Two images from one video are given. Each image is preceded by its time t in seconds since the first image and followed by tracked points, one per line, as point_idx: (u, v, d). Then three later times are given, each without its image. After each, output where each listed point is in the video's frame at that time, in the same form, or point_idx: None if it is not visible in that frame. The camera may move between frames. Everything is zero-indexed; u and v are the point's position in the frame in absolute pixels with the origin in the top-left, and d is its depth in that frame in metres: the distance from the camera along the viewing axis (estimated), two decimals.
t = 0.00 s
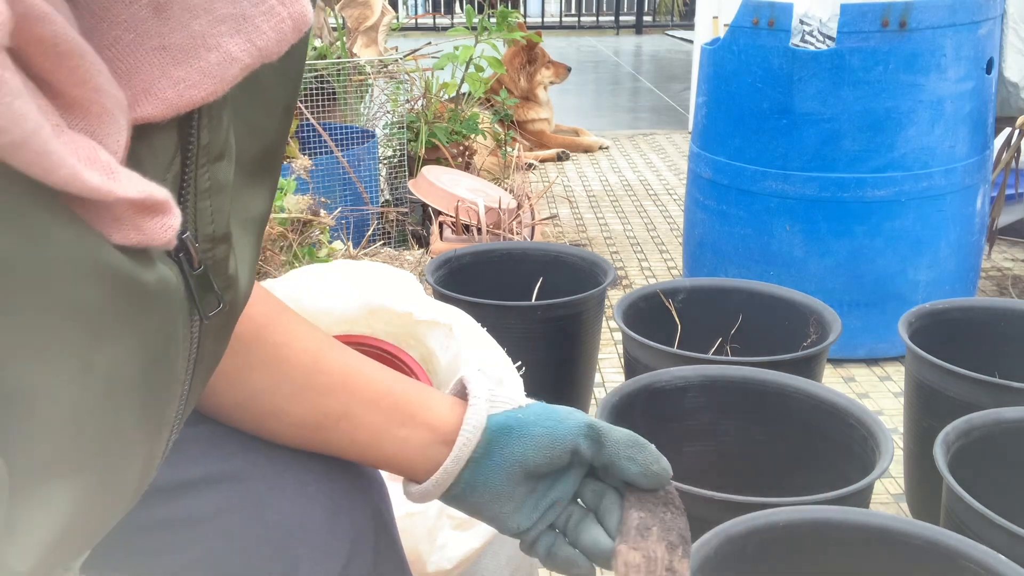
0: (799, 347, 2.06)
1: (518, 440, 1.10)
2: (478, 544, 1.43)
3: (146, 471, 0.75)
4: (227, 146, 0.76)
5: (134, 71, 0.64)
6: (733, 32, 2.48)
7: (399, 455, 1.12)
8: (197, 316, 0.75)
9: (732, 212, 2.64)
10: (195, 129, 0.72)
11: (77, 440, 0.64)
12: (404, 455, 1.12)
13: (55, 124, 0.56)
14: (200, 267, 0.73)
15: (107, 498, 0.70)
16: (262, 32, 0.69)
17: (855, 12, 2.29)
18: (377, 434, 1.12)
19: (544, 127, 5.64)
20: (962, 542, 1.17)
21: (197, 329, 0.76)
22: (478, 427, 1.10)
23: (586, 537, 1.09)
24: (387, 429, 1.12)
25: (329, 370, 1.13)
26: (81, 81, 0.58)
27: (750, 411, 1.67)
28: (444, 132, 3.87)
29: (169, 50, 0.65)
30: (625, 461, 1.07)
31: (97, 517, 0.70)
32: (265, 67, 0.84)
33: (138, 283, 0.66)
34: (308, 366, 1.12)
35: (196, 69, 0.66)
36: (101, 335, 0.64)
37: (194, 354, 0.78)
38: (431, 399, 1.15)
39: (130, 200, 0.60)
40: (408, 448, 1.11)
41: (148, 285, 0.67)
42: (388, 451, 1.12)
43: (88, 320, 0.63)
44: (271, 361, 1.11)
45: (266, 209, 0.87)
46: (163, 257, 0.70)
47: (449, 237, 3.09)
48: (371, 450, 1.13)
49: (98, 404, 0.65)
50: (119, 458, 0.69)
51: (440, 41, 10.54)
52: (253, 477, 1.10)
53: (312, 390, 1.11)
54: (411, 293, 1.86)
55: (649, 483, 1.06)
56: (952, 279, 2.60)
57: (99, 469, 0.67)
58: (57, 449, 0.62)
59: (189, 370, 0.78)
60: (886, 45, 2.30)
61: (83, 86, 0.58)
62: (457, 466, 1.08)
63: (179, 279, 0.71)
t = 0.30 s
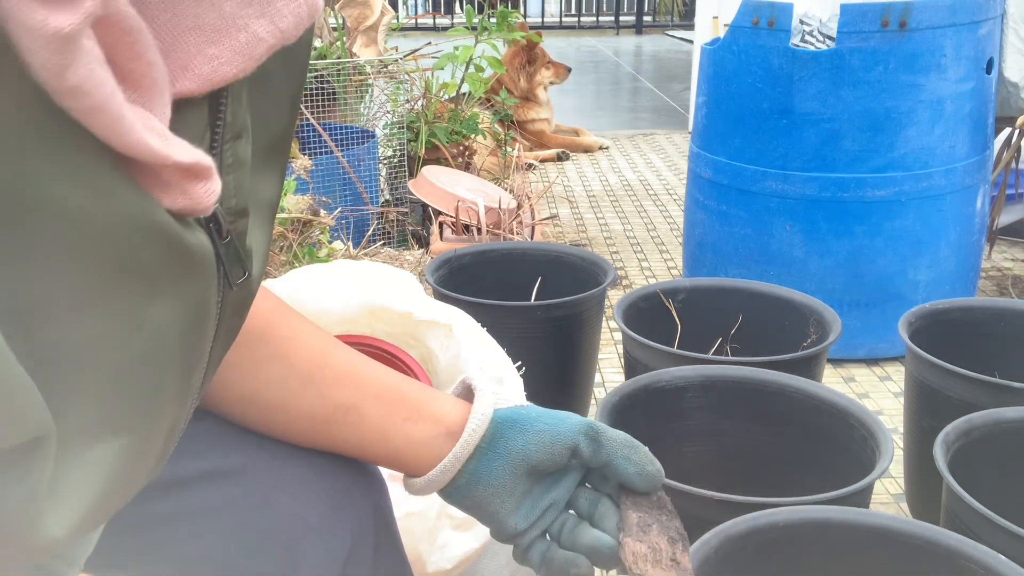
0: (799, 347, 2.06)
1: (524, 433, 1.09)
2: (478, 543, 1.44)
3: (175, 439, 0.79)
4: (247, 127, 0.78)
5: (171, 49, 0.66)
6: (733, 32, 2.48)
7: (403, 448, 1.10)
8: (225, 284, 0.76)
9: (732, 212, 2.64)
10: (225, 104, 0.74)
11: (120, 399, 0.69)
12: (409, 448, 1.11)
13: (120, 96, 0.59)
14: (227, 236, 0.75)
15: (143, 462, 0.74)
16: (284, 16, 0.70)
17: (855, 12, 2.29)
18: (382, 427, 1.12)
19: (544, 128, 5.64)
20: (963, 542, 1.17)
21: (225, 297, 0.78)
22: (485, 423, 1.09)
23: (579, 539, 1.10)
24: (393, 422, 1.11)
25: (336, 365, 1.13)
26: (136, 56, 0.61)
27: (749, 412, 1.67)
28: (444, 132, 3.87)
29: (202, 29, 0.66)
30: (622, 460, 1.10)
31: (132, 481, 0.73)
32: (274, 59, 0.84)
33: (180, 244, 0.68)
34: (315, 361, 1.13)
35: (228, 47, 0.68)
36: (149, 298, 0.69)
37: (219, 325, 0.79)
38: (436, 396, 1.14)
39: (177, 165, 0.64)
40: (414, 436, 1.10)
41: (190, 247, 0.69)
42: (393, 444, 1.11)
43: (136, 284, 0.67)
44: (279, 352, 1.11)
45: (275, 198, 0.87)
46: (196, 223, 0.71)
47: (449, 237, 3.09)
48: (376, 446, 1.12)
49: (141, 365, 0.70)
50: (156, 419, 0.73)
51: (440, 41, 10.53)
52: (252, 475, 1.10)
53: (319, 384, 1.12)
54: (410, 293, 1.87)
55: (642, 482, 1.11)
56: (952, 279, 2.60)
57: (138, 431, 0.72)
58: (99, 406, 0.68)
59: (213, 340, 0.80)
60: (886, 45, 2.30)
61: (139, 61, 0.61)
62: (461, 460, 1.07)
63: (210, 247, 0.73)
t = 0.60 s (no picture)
0: (799, 347, 2.06)
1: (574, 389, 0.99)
2: (478, 543, 1.43)
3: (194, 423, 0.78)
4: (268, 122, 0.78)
5: (201, 44, 0.67)
6: (733, 32, 2.48)
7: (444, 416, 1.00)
8: (247, 271, 0.76)
9: (732, 212, 2.64)
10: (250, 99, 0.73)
11: (145, 378, 0.69)
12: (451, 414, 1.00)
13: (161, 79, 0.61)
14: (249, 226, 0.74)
15: (166, 443, 0.73)
16: (306, 16, 0.71)
17: (855, 12, 2.29)
18: (422, 397, 1.02)
19: (544, 128, 5.64)
20: (962, 542, 1.17)
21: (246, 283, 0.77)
22: (530, 380, 0.98)
23: (621, 495, 1.02)
24: (437, 389, 1.02)
25: (377, 340, 1.05)
26: (174, 44, 0.62)
27: (749, 411, 1.67)
28: (444, 132, 3.87)
29: (230, 27, 0.67)
30: (661, 412, 1.04)
31: (154, 462, 0.73)
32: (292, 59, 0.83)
33: (211, 226, 0.68)
34: (354, 335, 1.05)
35: (254, 44, 0.69)
36: (177, 279, 0.68)
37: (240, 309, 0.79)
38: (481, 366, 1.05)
39: (208, 147, 0.65)
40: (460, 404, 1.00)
41: (219, 230, 0.69)
42: (435, 412, 1.01)
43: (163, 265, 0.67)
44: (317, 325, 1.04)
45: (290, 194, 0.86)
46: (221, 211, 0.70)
47: (449, 237, 3.09)
48: (418, 418, 1.02)
49: (167, 346, 0.69)
50: (181, 403, 0.72)
51: (440, 41, 10.52)
52: (252, 476, 1.12)
53: (359, 355, 1.04)
54: (410, 293, 1.86)
55: (679, 432, 1.05)
56: (952, 279, 2.60)
57: (163, 413, 0.71)
58: (127, 383, 0.68)
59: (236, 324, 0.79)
60: (886, 45, 2.30)
61: (176, 49, 0.62)
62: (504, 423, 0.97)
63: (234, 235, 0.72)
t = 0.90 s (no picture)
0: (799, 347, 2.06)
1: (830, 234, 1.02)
2: (478, 543, 1.43)
3: (197, 438, 0.68)
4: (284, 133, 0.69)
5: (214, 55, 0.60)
6: (733, 32, 2.48)
7: (736, 276, 0.96)
8: (257, 284, 0.67)
9: (732, 212, 2.64)
10: (264, 113, 0.66)
11: (149, 391, 0.58)
12: (734, 274, 0.97)
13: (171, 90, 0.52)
14: (260, 238, 0.65)
15: (166, 460, 0.62)
16: (321, 30, 0.65)
17: (855, 12, 2.29)
18: (707, 264, 0.95)
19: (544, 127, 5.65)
20: (962, 542, 1.17)
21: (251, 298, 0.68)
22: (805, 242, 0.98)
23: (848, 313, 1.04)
24: (715, 251, 0.96)
25: (629, 215, 0.92)
26: (184, 53, 0.54)
27: (748, 411, 1.67)
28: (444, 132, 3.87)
29: (246, 40, 0.61)
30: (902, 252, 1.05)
31: (153, 479, 0.63)
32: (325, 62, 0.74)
33: (217, 236, 0.58)
34: (611, 206, 0.91)
35: (269, 58, 0.62)
36: (186, 287, 0.58)
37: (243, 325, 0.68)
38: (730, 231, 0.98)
39: (215, 161, 0.56)
40: (741, 267, 0.97)
41: (225, 241, 0.59)
42: (725, 275, 0.96)
43: (169, 271, 0.57)
44: (570, 205, 0.89)
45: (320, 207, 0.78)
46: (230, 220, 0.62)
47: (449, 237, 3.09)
48: (706, 283, 0.96)
49: (174, 359, 0.59)
50: (184, 423, 0.62)
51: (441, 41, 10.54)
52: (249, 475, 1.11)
53: (620, 226, 0.91)
54: (411, 293, 1.87)
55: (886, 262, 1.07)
56: (952, 279, 2.60)
57: (165, 429, 0.60)
58: (135, 391, 0.57)
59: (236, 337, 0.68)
60: (886, 45, 2.30)
61: (186, 59, 0.54)
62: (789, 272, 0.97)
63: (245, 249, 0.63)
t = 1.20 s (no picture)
0: (799, 349, 2.06)
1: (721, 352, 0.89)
2: (478, 543, 1.43)
3: (185, 447, 0.68)
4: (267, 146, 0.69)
5: (190, 69, 0.60)
6: (733, 32, 2.48)
7: (570, 380, 0.85)
8: (234, 299, 0.67)
9: (732, 213, 2.63)
10: (244, 125, 0.65)
11: (123, 411, 0.58)
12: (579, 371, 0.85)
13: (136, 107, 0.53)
14: (240, 252, 0.65)
15: (148, 479, 0.63)
16: (303, 43, 0.63)
17: (855, 12, 2.29)
18: (551, 357, 0.85)
19: (544, 127, 5.64)
20: (963, 542, 1.16)
21: (230, 311, 0.67)
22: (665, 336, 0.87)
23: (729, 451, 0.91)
24: (571, 343, 0.85)
25: (470, 295, 0.85)
26: (155, 68, 0.54)
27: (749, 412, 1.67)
28: (444, 132, 3.87)
29: (222, 53, 0.60)
30: (816, 399, 0.89)
31: (138, 495, 0.63)
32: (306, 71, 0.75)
33: (189, 255, 0.58)
34: (450, 282, 0.85)
35: (246, 71, 0.61)
36: (159, 305, 0.58)
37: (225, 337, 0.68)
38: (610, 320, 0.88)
39: (188, 178, 0.56)
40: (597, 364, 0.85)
41: (197, 259, 0.59)
42: (566, 373, 0.85)
43: (141, 292, 0.56)
44: (403, 272, 0.84)
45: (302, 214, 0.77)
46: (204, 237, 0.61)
47: (449, 237, 3.09)
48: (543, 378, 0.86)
49: (149, 378, 0.58)
50: (164, 438, 0.62)
51: (440, 41, 10.54)
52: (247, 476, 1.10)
53: (458, 310, 0.85)
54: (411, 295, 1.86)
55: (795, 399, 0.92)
56: (952, 279, 2.60)
57: (143, 446, 0.60)
58: (107, 412, 0.57)
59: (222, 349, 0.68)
60: (886, 45, 2.30)
61: (158, 74, 0.54)
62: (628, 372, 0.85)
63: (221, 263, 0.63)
